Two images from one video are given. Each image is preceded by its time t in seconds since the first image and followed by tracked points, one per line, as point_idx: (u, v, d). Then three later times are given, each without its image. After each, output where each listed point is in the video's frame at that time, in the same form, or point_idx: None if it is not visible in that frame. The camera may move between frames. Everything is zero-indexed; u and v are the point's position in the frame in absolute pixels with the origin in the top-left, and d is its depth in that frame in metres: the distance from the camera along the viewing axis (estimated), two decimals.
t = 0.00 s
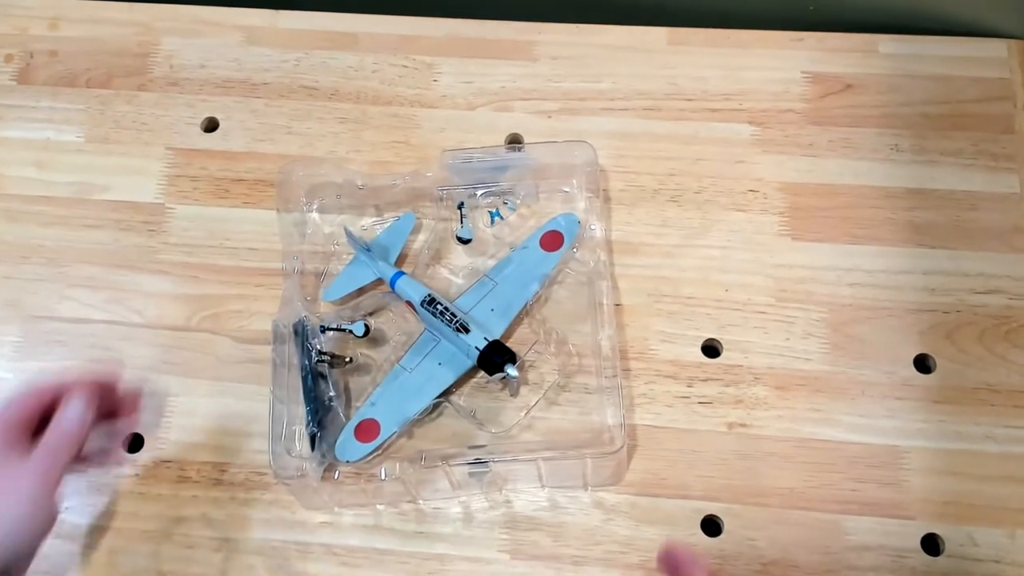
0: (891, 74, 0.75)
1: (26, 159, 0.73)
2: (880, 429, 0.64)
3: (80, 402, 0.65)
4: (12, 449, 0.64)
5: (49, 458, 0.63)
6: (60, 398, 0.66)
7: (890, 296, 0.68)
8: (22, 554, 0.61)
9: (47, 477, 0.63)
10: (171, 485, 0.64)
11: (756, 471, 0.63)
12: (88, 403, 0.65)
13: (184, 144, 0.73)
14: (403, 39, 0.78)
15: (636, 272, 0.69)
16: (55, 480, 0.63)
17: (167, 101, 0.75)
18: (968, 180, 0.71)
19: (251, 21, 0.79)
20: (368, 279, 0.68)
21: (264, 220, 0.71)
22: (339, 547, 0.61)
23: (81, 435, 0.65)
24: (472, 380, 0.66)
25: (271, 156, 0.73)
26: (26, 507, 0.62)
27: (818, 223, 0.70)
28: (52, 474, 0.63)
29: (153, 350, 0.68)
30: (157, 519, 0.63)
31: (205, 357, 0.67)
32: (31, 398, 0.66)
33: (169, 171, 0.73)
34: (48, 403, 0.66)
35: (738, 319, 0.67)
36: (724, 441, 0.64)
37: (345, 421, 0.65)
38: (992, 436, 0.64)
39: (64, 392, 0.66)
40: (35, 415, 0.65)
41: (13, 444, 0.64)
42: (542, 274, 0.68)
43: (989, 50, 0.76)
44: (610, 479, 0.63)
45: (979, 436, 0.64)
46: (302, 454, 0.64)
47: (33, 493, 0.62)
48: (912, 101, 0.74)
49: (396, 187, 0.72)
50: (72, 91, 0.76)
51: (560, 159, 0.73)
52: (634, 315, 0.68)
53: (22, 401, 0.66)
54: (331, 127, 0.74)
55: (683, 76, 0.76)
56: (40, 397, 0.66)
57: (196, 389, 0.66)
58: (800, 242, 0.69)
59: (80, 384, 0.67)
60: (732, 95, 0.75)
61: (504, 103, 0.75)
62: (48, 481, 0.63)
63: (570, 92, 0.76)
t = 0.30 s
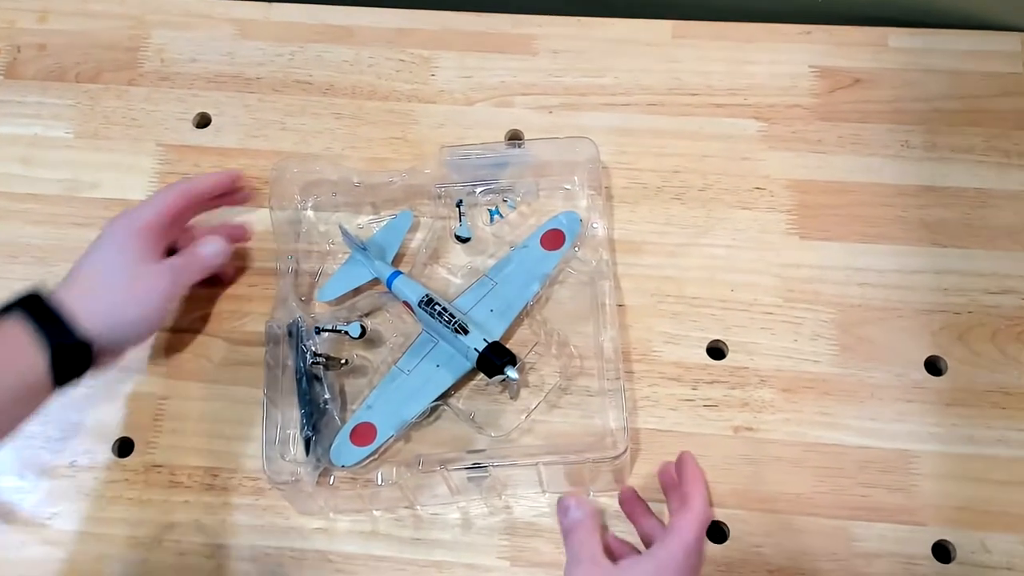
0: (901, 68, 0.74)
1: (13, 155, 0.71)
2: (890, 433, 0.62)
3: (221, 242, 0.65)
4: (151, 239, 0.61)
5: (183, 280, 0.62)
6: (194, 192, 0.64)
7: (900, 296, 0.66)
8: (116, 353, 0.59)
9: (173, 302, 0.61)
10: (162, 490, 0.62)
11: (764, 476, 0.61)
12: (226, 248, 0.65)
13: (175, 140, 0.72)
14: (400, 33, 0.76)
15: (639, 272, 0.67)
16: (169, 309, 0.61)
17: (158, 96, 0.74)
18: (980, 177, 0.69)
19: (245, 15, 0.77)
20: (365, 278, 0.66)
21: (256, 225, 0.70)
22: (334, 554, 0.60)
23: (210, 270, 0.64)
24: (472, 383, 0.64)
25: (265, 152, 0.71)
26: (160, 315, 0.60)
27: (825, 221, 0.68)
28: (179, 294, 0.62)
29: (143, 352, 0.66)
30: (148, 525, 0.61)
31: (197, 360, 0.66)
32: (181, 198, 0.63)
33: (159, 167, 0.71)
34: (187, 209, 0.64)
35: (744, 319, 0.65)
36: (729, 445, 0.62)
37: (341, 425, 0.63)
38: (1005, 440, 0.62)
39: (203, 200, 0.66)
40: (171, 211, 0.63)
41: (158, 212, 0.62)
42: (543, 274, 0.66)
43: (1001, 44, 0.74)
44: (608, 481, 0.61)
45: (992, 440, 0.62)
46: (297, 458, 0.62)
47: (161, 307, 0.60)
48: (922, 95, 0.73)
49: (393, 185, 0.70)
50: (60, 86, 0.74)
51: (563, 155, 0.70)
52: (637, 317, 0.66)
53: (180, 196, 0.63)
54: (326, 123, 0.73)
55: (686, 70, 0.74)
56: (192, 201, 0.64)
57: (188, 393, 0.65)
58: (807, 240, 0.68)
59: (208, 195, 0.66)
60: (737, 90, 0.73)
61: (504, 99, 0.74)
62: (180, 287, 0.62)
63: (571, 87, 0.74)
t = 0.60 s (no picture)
0: (911, 62, 0.72)
1: None
2: (901, 437, 0.60)
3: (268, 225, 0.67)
4: (201, 195, 0.64)
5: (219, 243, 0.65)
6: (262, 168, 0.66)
7: (911, 296, 0.64)
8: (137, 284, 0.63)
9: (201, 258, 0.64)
10: (153, 496, 0.60)
11: (771, 482, 0.59)
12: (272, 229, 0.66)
13: (167, 136, 0.70)
14: (397, 26, 0.75)
15: (642, 271, 0.66)
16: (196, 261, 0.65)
17: (148, 90, 0.72)
18: (993, 174, 0.68)
19: (238, 8, 0.75)
20: (362, 277, 0.65)
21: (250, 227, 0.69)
22: (329, 562, 0.58)
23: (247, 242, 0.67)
24: (470, 385, 0.63)
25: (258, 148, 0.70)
26: (184, 265, 0.63)
27: (834, 219, 0.66)
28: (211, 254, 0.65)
29: (133, 353, 0.65)
30: (138, 532, 0.59)
31: (188, 362, 0.64)
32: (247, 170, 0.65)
33: (149, 163, 0.69)
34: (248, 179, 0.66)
35: (750, 320, 0.64)
36: (735, 449, 0.60)
37: (337, 428, 0.61)
38: (1019, 444, 0.60)
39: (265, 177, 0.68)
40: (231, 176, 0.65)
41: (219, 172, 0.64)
42: (545, 272, 0.64)
43: (1014, 38, 0.72)
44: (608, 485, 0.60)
45: (1005, 444, 0.60)
46: (292, 462, 0.60)
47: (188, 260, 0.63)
48: (933, 90, 0.71)
49: (390, 182, 0.68)
50: (47, 80, 0.72)
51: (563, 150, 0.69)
52: (641, 318, 0.64)
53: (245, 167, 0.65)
54: (321, 118, 0.71)
55: (690, 64, 0.73)
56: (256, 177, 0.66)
57: (180, 395, 0.63)
58: (815, 239, 0.66)
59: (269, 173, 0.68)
60: (743, 84, 0.72)
61: (503, 93, 0.72)
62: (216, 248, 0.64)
63: (572, 81, 0.72)
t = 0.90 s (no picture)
0: (922, 56, 0.70)
1: None
2: (913, 441, 0.59)
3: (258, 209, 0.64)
4: (183, 193, 0.63)
5: (208, 235, 0.63)
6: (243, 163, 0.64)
7: (922, 296, 0.62)
8: (135, 288, 0.62)
9: (193, 252, 0.63)
10: (142, 502, 0.59)
11: (779, 487, 0.57)
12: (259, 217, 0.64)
13: (157, 132, 0.68)
14: (394, 19, 0.73)
15: (645, 269, 0.64)
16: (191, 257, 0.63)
17: (138, 85, 0.70)
18: (1006, 171, 0.66)
19: (231, 1, 0.74)
20: (358, 274, 0.63)
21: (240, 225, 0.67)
22: (324, 570, 0.56)
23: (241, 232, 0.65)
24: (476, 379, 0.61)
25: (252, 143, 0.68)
26: (176, 261, 0.62)
27: (842, 218, 0.65)
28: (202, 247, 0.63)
29: (123, 355, 0.63)
30: (127, 539, 0.58)
31: (180, 364, 0.63)
32: (229, 165, 0.64)
33: (139, 160, 0.67)
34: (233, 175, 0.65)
35: (757, 321, 0.62)
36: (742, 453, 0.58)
37: (338, 431, 0.59)
38: None
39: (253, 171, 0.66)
40: (214, 171, 0.64)
41: (199, 168, 0.63)
42: (546, 262, 0.63)
43: None
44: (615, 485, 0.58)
45: (1019, 449, 0.58)
46: (294, 469, 0.59)
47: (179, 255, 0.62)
48: (945, 85, 0.69)
49: (388, 181, 0.67)
50: (34, 75, 0.71)
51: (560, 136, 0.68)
52: (645, 318, 0.62)
53: (226, 161, 0.64)
54: (316, 114, 0.69)
55: (695, 58, 0.71)
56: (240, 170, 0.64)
57: (170, 399, 0.61)
58: (824, 237, 0.64)
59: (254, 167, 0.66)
60: (749, 79, 0.70)
61: (503, 88, 0.70)
62: (206, 240, 0.63)
63: (573, 76, 0.71)
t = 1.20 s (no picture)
0: (934, 49, 0.68)
1: None
2: (924, 446, 0.57)
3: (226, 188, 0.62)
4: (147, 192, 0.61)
5: (178, 223, 0.60)
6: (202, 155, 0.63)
7: (934, 296, 0.61)
8: (115, 293, 0.59)
9: (166, 241, 0.59)
10: (132, 508, 0.57)
11: (787, 493, 0.56)
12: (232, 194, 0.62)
13: (147, 127, 0.66)
14: (390, 12, 0.71)
15: (649, 269, 0.62)
16: (165, 251, 0.60)
17: (127, 79, 0.68)
18: (1020, 167, 0.64)
19: None
20: (337, 264, 0.61)
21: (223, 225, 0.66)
22: None
23: (214, 219, 0.62)
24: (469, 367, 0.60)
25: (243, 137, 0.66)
26: (149, 253, 0.59)
27: (851, 215, 0.63)
28: (175, 235, 0.60)
29: (112, 358, 0.61)
30: (115, 546, 0.56)
31: (170, 367, 0.61)
32: (188, 156, 0.62)
33: (128, 157, 0.65)
34: (198, 169, 0.63)
35: (764, 322, 0.60)
36: (748, 458, 0.57)
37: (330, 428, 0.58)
38: None
39: (219, 163, 0.64)
40: (176, 165, 0.62)
41: (158, 163, 0.61)
42: (531, 245, 0.61)
43: None
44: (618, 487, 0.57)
45: None
46: (290, 472, 0.57)
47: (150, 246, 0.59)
48: (957, 78, 0.67)
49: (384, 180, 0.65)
50: (21, 69, 0.69)
51: (536, 113, 0.67)
52: (650, 319, 0.61)
53: (186, 153, 0.62)
54: (310, 108, 0.68)
55: (701, 51, 0.69)
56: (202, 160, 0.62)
57: (161, 402, 0.60)
58: (833, 236, 0.62)
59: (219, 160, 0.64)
60: (756, 72, 0.68)
61: (503, 81, 0.68)
62: (175, 228, 0.60)
63: (575, 70, 0.69)
